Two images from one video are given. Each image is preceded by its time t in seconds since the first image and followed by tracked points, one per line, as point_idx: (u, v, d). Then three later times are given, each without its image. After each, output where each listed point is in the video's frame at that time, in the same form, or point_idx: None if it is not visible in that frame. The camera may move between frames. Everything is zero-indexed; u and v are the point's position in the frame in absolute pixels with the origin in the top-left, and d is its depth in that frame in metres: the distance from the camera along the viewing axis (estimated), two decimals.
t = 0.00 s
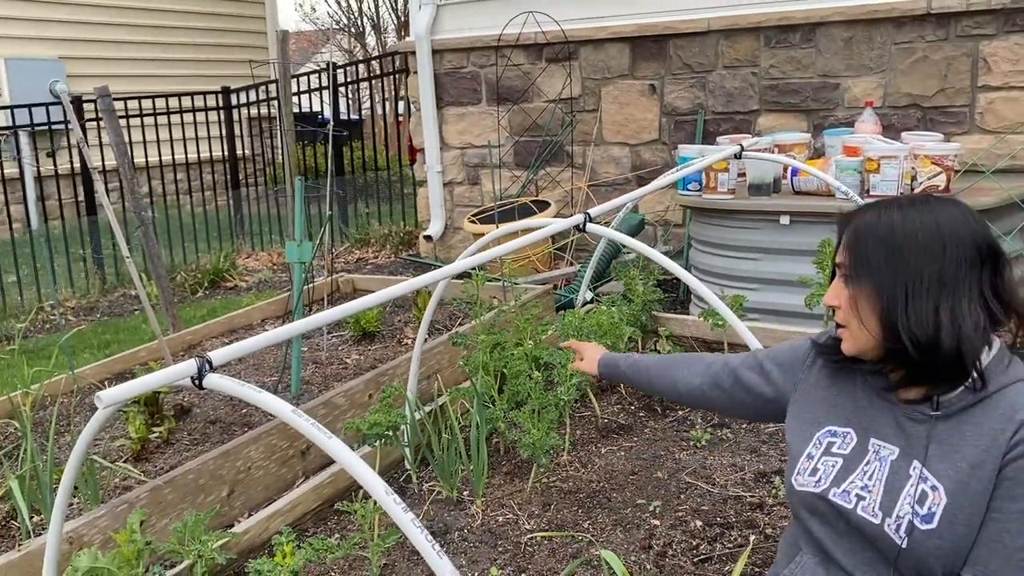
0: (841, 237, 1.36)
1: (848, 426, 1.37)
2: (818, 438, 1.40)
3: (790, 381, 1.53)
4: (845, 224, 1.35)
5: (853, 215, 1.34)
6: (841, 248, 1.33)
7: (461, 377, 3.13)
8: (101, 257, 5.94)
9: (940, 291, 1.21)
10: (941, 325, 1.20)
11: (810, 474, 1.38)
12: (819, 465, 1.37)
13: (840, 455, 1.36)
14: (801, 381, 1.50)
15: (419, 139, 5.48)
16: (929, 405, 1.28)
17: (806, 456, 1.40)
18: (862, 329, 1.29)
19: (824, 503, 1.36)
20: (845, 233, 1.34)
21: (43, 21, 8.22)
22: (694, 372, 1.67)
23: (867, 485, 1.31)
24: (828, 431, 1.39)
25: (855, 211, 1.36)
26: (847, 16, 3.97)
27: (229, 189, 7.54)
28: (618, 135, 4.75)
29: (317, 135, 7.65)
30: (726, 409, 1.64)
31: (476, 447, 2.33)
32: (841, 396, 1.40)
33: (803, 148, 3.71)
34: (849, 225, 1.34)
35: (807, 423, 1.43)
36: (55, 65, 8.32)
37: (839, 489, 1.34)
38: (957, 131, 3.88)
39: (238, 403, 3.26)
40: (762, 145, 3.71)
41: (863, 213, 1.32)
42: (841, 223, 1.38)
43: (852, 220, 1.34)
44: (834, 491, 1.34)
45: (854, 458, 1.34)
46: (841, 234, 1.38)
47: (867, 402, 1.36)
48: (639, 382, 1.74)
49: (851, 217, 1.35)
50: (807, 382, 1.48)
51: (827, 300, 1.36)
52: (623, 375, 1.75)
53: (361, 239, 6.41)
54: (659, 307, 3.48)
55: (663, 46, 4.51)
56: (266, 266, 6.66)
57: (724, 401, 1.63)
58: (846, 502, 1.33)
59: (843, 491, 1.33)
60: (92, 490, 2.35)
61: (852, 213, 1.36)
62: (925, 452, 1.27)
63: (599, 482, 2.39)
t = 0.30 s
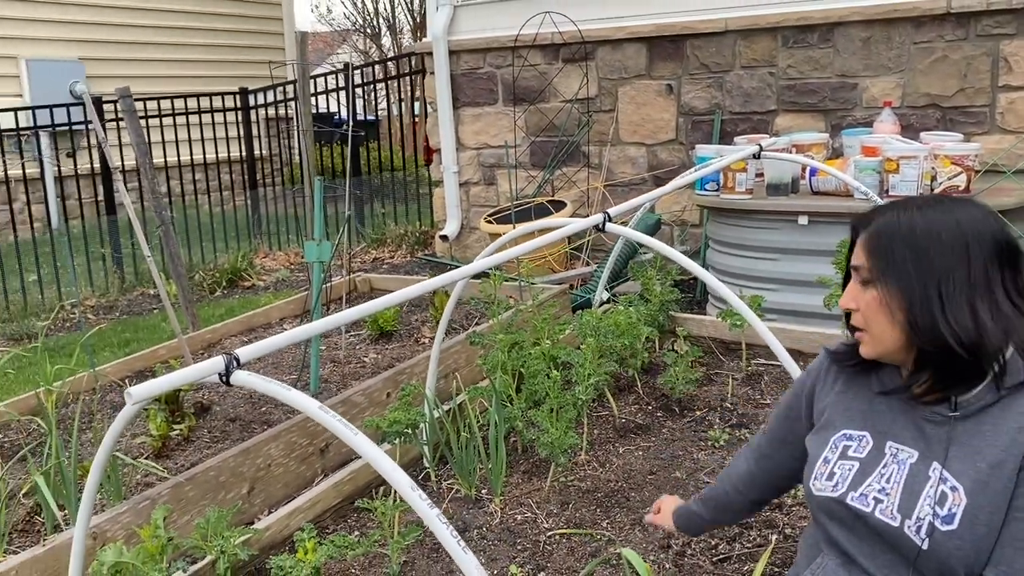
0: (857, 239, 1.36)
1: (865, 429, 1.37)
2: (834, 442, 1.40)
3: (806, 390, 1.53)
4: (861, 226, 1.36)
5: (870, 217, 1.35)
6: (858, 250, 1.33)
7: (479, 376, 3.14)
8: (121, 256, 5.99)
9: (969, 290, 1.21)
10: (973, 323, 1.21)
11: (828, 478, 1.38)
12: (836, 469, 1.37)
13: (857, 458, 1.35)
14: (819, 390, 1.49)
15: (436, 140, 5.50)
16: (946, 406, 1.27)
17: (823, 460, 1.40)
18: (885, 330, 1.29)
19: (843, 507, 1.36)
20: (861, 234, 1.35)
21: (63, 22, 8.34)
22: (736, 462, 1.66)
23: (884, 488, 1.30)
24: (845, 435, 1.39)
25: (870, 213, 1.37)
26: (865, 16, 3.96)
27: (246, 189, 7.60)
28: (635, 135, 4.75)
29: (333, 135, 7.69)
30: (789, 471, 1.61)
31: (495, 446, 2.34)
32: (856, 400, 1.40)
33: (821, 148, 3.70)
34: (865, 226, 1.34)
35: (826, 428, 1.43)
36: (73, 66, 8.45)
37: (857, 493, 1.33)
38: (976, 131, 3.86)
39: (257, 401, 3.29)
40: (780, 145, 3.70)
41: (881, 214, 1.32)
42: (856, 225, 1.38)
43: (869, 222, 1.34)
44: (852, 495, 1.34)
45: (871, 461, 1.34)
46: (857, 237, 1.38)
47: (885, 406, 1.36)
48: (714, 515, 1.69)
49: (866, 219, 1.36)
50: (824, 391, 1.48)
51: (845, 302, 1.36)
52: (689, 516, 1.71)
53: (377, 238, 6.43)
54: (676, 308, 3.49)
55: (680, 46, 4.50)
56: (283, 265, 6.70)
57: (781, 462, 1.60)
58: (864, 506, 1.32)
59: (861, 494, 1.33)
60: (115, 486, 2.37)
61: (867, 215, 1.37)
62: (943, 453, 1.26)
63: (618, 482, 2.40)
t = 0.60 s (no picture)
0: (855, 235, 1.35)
1: (875, 420, 1.34)
2: (845, 433, 1.38)
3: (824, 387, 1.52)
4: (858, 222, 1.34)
5: (867, 213, 1.33)
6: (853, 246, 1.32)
7: (493, 375, 3.14)
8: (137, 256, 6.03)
9: (947, 288, 1.19)
10: (947, 322, 1.18)
11: (837, 469, 1.36)
12: (845, 460, 1.35)
13: (866, 449, 1.33)
14: (834, 383, 1.47)
15: (450, 140, 5.51)
16: (949, 397, 1.25)
17: (834, 451, 1.38)
18: (877, 325, 1.28)
19: (852, 498, 1.33)
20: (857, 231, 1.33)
21: (67, 22, 8.28)
22: (774, 504, 1.74)
23: (892, 479, 1.28)
24: (855, 426, 1.37)
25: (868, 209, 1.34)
26: (882, 16, 3.94)
27: (262, 189, 7.64)
28: (650, 135, 4.75)
29: (348, 136, 7.72)
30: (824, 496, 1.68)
31: (511, 444, 2.34)
32: (866, 391, 1.37)
33: (837, 147, 3.69)
34: (861, 222, 1.33)
35: (838, 419, 1.41)
36: (90, 66, 8.50)
37: (865, 484, 1.31)
38: (994, 131, 3.83)
39: (273, 398, 3.31)
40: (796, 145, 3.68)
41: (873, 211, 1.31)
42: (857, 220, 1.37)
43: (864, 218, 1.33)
44: (861, 486, 1.32)
45: (880, 451, 1.31)
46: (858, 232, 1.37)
47: (892, 397, 1.33)
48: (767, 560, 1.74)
49: (864, 215, 1.34)
50: (838, 383, 1.46)
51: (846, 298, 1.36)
52: (740, 561, 1.77)
53: (391, 238, 6.45)
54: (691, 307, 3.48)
55: (695, 46, 4.49)
56: (298, 265, 6.74)
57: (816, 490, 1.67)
58: (872, 497, 1.30)
59: (870, 485, 1.30)
60: (134, 482, 2.39)
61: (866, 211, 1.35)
62: (947, 444, 1.24)
63: (634, 481, 2.40)
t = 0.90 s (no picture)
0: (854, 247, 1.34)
1: (887, 423, 1.33)
2: (857, 438, 1.36)
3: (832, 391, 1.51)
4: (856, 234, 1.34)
5: (864, 224, 1.32)
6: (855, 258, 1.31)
7: (501, 375, 3.14)
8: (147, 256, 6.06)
9: (956, 292, 1.18)
10: (960, 327, 1.17)
11: (850, 473, 1.35)
12: (859, 464, 1.34)
13: (879, 453, 1.32)
14: (842, 388, 1.46)
15: (459, 140, 5.52)
16: (964, 398, 1.25)
17: (846, 456, 1.37)
18: (887, 337, 1.27)
19: (866, 502, 1.32)
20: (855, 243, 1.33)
21: (65, 22, 8.23)
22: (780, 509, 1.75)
23: (907, 482, 1.27)
24: (867, 430, 1.35)
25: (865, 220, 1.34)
26: (893, 16, 3.92)
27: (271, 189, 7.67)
28: (659, 135, 4.74)
29: (357, 136, 7.74)
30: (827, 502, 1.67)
31: (519, 445, 2.33)
32: (875, 395, 1.36)
33: (848, 148, 3.67)
34: (859, 234, 1.32)
35: (848, 424, 1.40)
36: (101, 66, 8.54)
37: (880, 488, 1.30)
38: (1007, 131, 3.81)
39: (282, 398, 3.32)
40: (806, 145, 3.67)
41: (871, 222, 1.30)
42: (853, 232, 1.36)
43: (861, 229, 1.32)
44: (875, 490, 1.30)
45: (894, 455, 1.30)
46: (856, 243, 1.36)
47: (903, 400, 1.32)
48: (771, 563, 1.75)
49: (861, 226, 1.33)
50: (847, 388, 1.45)
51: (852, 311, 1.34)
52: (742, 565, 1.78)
53: (400, 239, 6.46)
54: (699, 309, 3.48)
55: (705, 46, 4.48)
56: (307, 265, 6.76)
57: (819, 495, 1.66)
58: (888, 501, 1.28)
59: (885, 489, 1.29)
60: (144, 481, 2.40)
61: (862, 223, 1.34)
62: (963, 445, 1.23)
63: (642, 482, 2.39)
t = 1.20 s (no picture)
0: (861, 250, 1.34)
1: (899, 418, 1.32)
2: (869, 431, 1.36)
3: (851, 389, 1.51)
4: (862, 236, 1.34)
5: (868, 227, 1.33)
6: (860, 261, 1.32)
7: (505, 375, 3.15)
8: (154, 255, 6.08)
9: (951, 292, 1.17)
10: (956, 327, 1.17)
11: (858, 465, 1.34)
12: (868, 456, 1.33)
13: (889, 446, 1.31)
14: (861, 384, 1.46)
15: (465, 140, 5.52)
16: (973, 397, 1.24)
17: (856, 448, 1.36)
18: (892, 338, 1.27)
19: (871, 496, 1.31)
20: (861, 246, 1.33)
21: (69, 23, 8.24)
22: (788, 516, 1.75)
23: (913, 477, 1.26)
24: (880, 424, 1.35)
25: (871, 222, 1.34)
26: (900, 16, 3.91)
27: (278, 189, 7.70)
28: (664, 136, 4.73)
29: (363, 136, 7.76)
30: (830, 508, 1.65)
31: (523, 445, 2.34)
32: (889, 391, 1.36)
33: (853, 148, 3.66)
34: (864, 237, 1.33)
35: (863, 418, 1.39)
36: (108, 67, 8.57)
37: (886, 481, 1.29)
38: (1013, 131, 3.80)
39: (286, 397, 3.33)
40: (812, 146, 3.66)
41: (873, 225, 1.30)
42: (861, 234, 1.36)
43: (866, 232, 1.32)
44: (881, 483, 1.30)
45: (903, 449, 1.29)
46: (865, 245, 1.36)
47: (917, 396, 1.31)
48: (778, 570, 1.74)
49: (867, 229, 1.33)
50: (865, 383, 1.44)
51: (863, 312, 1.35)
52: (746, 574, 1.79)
53: (405, 239, 6.48)
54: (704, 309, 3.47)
55: (710, 46, 4.47)
56: (313, 264, 6.78)
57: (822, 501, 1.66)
58: (892, 494, 1.28)
59: (890, 482, 1.29)
60: (148, 480, 2.41)
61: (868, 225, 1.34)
62: (969, 443, 1.22)
63: (646, 483, 2.39)
